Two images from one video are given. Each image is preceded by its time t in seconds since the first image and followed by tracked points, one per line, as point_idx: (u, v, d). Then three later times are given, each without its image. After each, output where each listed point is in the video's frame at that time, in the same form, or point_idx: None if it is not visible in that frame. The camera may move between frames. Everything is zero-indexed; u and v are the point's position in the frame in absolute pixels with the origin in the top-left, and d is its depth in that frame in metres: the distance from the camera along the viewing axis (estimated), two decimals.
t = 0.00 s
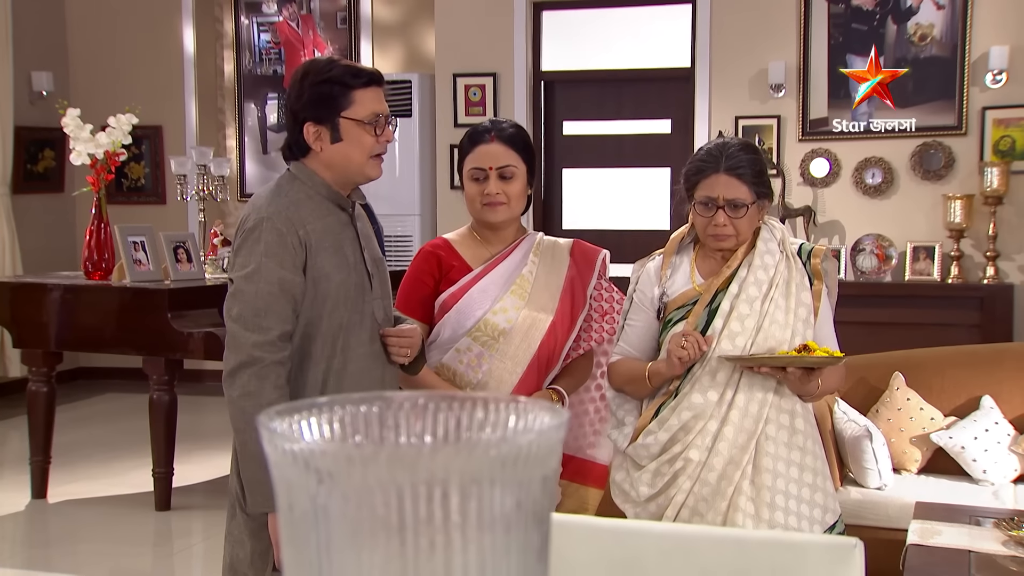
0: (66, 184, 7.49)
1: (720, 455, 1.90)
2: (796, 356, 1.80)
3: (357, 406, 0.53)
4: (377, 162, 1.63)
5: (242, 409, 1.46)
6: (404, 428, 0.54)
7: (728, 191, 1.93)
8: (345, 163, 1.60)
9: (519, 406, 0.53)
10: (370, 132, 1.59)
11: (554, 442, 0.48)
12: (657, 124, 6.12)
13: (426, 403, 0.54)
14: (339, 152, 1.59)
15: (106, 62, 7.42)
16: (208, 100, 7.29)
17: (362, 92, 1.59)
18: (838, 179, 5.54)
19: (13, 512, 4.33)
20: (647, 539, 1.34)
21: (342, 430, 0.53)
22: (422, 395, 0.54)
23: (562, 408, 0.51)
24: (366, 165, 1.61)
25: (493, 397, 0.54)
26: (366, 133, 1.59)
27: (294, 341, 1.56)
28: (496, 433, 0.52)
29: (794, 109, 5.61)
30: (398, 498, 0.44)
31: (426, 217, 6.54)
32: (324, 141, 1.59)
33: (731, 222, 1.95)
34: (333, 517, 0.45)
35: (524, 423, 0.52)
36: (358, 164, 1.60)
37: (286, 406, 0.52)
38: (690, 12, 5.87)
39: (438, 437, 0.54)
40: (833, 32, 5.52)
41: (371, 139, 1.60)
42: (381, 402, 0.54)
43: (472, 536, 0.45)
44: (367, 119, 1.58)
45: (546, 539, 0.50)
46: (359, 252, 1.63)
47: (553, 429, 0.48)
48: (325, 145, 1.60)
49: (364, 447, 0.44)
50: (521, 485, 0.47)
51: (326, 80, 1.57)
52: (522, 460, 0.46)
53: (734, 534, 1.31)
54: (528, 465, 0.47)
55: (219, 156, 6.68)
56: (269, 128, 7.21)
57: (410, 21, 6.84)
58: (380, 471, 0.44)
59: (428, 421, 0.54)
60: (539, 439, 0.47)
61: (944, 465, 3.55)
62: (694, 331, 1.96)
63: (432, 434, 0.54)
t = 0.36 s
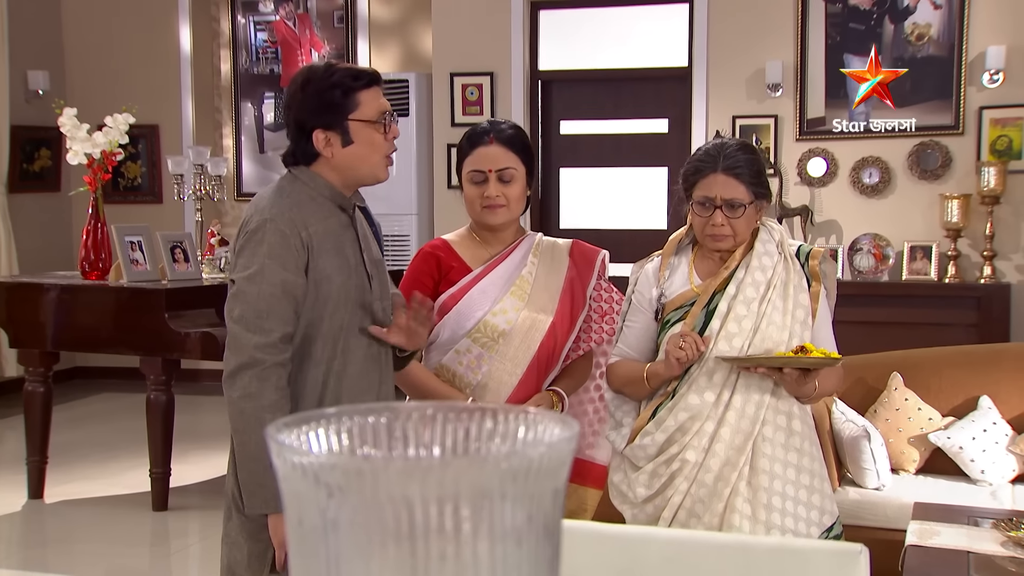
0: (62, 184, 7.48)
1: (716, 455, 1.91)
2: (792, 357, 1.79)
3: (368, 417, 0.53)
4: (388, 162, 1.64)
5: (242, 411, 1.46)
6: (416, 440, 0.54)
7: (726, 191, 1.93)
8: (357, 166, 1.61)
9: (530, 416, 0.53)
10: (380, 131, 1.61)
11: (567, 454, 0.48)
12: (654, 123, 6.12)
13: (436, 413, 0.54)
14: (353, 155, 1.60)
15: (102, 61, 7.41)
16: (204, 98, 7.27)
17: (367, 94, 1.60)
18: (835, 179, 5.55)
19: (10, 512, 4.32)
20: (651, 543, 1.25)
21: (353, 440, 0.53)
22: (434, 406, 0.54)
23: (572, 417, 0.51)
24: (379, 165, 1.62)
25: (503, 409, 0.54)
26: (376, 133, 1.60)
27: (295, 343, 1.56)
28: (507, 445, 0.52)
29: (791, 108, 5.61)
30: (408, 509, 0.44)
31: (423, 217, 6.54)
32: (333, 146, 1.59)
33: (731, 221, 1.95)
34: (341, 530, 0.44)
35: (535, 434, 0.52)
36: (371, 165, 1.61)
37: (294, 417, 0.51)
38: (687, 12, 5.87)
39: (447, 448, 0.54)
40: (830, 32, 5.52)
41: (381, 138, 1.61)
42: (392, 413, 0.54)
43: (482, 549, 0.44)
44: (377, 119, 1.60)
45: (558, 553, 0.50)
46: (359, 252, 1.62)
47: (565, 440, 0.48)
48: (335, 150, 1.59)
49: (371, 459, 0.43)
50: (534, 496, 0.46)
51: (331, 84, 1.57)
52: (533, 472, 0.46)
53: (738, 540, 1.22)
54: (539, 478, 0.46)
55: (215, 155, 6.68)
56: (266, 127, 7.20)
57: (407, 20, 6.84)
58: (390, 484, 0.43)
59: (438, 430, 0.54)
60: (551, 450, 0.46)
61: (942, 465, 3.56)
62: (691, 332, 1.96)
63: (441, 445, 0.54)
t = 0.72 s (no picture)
0: (59, 182, 7.46)
1: (711, 454, 1.91)
2: (782, 356, 1.79)
3: (378, 427, 0.57)
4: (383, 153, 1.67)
5: (244, 413, 1.46)
6: (425, 450, 0.57)
7: (724, 189, 1.93)
8: (357, 160, 1.62)
9: (538, 427, 0.56)
10: (375, 123, 1.63)
11: (575, 465, 0.51)
12: (652, 122, 6.12)
13: (444, 424, 0.57)
14: (351, 149, 1.61)
15: (98, 58, 7.38)
16: (201, 97, 7.25)
17: (359, 86, 1.61)
18: (832, 178, 5.55)
19: (6, 512, 4.31)
20: (655, 547, 1.30)
21: (362, 451, 0.56)
22: (441, 417, 0.57)
23: (581, 428, 0.54)
24: (378, 155, 1.64)
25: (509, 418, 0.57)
26: (371, 124, 1.62)
27: (298, 344, 1.55)
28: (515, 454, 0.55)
29: (789, 107, 5.61)
30: (417, 522, 0.46)
31: (420, 215, 6.53)
32: (332, 141, 1.60)
33: (730, 219, 1.95)
34: (349, 542, 0.47)
35: (542, 443, 0.56)
36: (368, 157, 1.63)
37: (300, 427, 0.55)
38: (684, 10, 5.87)
39: (455, 456, 0.57)
40: (828, 30, 5.51)
41: (375, 129, 1.63)
42: (401, 423, 0.57)
43: (490, 560, 0.47)
44: (372, 111, 1.62)
45: (567, 561, 0.52)
46: (360, 253, 1.61)
47: (572, 453, 0.50)
48: (334, 145, 1.60)
49: (384, 473, 0.45)
50: (542, 510, 0.49)
51: (324, 78, 1.57)
52: (543, 484, 0.48)
53: (746, 545, 1.28)
54: (548, 491, 0.49)
55: (211, 154, 6.66)
56: (263, 125, 7.18)
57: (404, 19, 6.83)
58: (402, 498, 0.45)
59: (446, 440, 0.57)
60: (558, 463, 0.49)
61: (940, 465, 3.56)
62: (688, 331, 1.96)
63: (448, 455, 0.57)
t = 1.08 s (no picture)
0: (55, 179, 7.45)
1: (709, 455, 1.91)
2: (776, 355, 1.78)
3: (387, 435, 0.56)
4: (381, 156, 1.66)
5: (242, 410, 1.46)
6: (433, 458, 0.57)
7: (718, 191, 1.93)
8: (356, 159, 1.62)
9: (547, 435, 0.56)
10: (377, 126, 1.63)
11: (585, 473, 0.51)
12: (650, 119, 6.11)
13: (450, 430, 0.57)
14: (352, 149, 1.61)
15: (95, 55, 7.37)
16: (198, 94, 7.24)
17: (366, 86, 1.61)
18: (830, 175, 5.55)
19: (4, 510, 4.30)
20: (657, 552, 1.29)
21: (370, 459, 0.56)
22: (448, 423, 0.57)
23: (592, 436, 0.54)
24: (376, 158, 1.64)
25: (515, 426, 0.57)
26: (373, 126, 1.62)
27: (299, 342, 1.55)
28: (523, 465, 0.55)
29: (787, 104, 5.61)
30: (426, 532, 0.46)
31: (418, 213, 6.52)
32: (335, 138, 1.60)
33: (724, 221, 1.94)
34: (358, 551, 0.47)
35: (552, 454, 0.56)
36: (367, 159, 1.63)
37: (308, 436, 0.55)
38: (682, 7, 5.87)
39: (461, 464, 0.56)
40: (826, 27, 5.52)
41: (378, 131, 1.63)
42: (410, 431, 0.57)
43: (500, 570, 0.47)
44: (374, 112, 1.61)
45: (577, 572, 0.52)
46: (361, 252, 1.61)
47: (581, 463, 0.50)
48: (336, 143, 1.60)
49: (392, 482, 0.45)
50: (550, 520, 0.49)
51: (331, 77, 1.57)
52: (551, 494, 0.48)
53: (753, 548, 1.27)
54: (558, 501, 0.49)
55: (208, 151, 6.65)
56: (260, 122, 7.17)
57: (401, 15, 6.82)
58: (411, 507, 0.45)
59: (453, 448, 0.57)
60: (566, 474, 0.49)
61: (939, 462, 3.56)
62: (685, 332, 1.96)
63: (456, 464, 0.57)
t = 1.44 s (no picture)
0: (50, 176, 7.43)
1: (703, 455, 1.91)
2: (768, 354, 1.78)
3: (390, 442, 0.57)
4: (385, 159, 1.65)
5: (236, 406, 1.46)
6: (436, 463, 0.57)
7: (716, 189, 1.92)
8: (357, 161, 1.61)
9: (551, 442, 0.57)
10: (380, 130, 1.61)
11: (591, 483, 0.50)
12: (646, 116, 6.11)
13: (451, 438, 0.57)
14: (354, 150, 1.60)
15: (90, 52, 7.35)
16: (194, 91, 7.23)
17: (371, 89, 1.60)
18: (826, 171, 5.55)
19: None
20: (657, 554, 1.27)
21: (372, 465, 0.56)
22: (448, 431, 0.57)
23: (597, 446, 0.54)
24: (378, 161, 1.63)
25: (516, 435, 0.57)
26: (376, 129, 1.60)
27: (294, 340, 1.54)
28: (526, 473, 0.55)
29: (783, 101, 5.61)
30: (429, 544, 0.45)
31: (414, 210, 6.51)
32: (336, 140, 1.59)
33: (722, 220, 1.94)
34: (360, 559, 0.46)
35: (554, 461, 0.56)
36: (370, 161, 1.62)
37: (310, 443, 0.55)
38: (678, 4, 5.87)
39: (465, 473, 0.57)
40: (821, 24, 5.52)
41: (381, 135, 1.62)
42: (413, 439, 0.57)
43: None
44: (377, 116, 1.60)
45: None
46: (360, 252, 1.61)
47: (586, 471, 0.50)
48: (338, 144, 1.59)
49: (396, 493, 0.45)
50: (555, 531, 0.49)
51: (336, 78, 1.56)
52: (555, 504, 0.48)
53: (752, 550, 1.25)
54: (562, 510, 0.49)
55: (203, 148, 6.64)
56: (256, 119, 7.16)
57: (397, 12, 6.81)
58: (415, 515, 0.45)
59: (456, 454, 0.57)
60: (571, 483, 0.49)
61: (935, 460, 3.57)
62: (678, 332, 1.96)
63: (458, 471, 0.57)
